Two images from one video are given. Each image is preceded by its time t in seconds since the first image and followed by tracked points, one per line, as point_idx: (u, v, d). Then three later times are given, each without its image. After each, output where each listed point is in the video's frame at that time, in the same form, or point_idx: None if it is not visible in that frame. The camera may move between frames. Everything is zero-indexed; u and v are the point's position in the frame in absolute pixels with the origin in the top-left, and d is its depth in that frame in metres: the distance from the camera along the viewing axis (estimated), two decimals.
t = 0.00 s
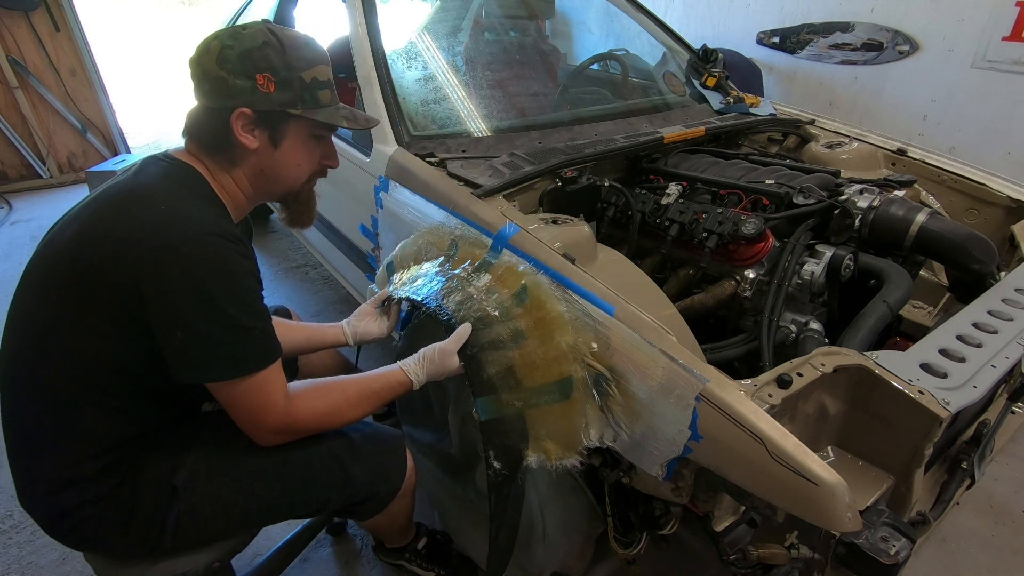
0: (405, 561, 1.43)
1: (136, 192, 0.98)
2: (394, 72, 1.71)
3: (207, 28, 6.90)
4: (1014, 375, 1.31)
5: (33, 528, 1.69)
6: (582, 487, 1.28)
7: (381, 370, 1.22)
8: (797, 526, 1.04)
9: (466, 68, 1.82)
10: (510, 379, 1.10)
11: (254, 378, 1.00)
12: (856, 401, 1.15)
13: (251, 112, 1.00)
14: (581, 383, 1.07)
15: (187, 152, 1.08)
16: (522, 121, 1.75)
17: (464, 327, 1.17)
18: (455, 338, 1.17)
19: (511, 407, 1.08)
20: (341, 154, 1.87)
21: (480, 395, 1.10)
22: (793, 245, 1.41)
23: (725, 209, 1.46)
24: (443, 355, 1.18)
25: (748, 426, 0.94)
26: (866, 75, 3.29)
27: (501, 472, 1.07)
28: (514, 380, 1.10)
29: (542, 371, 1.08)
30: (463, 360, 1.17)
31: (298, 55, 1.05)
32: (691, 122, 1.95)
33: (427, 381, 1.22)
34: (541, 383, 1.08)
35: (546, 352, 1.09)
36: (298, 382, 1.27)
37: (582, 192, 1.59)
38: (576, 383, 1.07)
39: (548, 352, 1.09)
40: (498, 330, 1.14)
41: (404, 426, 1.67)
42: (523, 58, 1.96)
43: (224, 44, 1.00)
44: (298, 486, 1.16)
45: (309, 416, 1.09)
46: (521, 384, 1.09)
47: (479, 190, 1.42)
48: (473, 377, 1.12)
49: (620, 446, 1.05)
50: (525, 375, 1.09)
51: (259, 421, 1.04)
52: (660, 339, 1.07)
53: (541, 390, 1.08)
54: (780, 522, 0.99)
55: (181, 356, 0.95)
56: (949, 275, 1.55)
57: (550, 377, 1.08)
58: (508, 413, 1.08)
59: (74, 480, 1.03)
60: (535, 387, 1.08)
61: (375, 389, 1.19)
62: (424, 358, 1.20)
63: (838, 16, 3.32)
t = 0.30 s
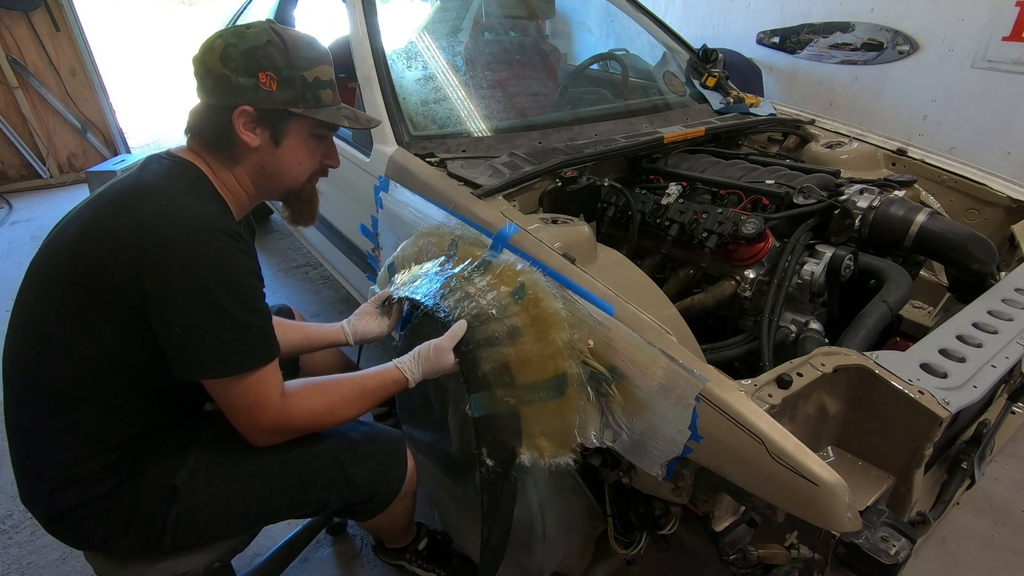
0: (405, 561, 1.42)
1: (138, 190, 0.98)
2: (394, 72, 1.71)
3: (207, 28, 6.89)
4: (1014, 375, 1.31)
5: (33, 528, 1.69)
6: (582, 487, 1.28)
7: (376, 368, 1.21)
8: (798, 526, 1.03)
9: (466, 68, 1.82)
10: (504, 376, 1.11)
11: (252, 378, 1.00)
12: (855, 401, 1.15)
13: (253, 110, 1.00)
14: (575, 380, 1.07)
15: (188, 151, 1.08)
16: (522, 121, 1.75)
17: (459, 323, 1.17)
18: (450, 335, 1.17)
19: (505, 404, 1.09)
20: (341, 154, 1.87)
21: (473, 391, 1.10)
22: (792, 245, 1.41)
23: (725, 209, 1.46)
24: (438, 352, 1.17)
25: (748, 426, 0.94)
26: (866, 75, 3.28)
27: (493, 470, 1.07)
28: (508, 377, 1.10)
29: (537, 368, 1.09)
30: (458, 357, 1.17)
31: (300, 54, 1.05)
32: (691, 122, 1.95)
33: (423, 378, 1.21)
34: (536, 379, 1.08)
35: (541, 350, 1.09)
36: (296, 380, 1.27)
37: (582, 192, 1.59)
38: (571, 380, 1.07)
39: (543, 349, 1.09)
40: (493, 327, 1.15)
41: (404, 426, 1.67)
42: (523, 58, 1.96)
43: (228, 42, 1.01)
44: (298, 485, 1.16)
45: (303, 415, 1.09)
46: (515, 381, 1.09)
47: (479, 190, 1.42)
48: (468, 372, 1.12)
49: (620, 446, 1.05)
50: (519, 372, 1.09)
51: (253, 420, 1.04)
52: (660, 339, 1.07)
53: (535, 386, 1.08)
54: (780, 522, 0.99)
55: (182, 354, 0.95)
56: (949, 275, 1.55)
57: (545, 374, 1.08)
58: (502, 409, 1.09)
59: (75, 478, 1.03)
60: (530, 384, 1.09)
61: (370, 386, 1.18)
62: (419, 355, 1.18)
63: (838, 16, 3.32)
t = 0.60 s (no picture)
0: (405, 561, 1.42)
1: (137, 188, 0.97)
2: (394, 72, 1.71)
3: (207, 27, 6.89)
4: (1014, 375, 1.31)
5: (33, 528, 1.69)
6: (582, 488, 1.28)
7: (368, 365, 1.21)
8: (797, 526, 1.03)
9: (466, 68, 1.82)
10: (495, 371, 1.10)
11: (243, 376, 0.99)
12: (856, 401, 1.15)
13: (251, 108, 1.00)
14: (566, 375, 1.06)
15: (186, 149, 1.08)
16: (522, 121, 1.75)
17: (453, 319, 1.17)
18: (442, 330, 1.17)
19: (494, 399, 1.09)
20: (341, 153, 1.87)
21: (463, 385, 1.11)
22: (792, 245, 1.41)
23: (725, 209, 1.46)
24: (429, 347, 1.17)
25: (748, 426, 0.94)
26: (866, 75, 3.28)
27: (481, 466, 1.09)
28: (499, 372, 1.10)
29: (528, 365, 1.08)
30: (450, 354, 1.17)
31: (299, 53, 1.05)
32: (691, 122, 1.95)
33: (415, 374, 1.22)
34: (525, 375, 1.08)
35: (534, 346, 1.08)
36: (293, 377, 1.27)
37: (582, 192, 1.59)
38: (562, 375, 1.06)
39: (536, 345, 1.08)
40: (486, 322, 1.14)
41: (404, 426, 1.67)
42: (523, 58, 1.96)
43: (227, 41, 1.00)
44: (299, 484, 1.17)
45: (293, 415, 1.07)
46: (506, 376, 1.09)
47: (479, 190, 1.42)
48: (460, 367, 1.13)
49: (620, 447, 1.04)
50: (509, 368, 1.09)
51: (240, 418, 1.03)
52: (660, 339, 1.07)
53: (524, 382, 1.08)
54: (780, 522, 0.99)
55: (180, 353, 0.95)
56: (949, 275, 1.55)
57: (536, 369, 1.08)
58: (491, 405, 1.09)
59: (75, 478, 1.03)
60: (518, 379, 1.08)
61: (362, 383, 1.18)
62: (411, 350, 1.19)
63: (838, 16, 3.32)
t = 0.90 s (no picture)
0: (405, 561, 1.43)
1: (136, 187, 0.97)
2: (394, 72, 1.71)
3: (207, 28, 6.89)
4: (1014, 375, 1.31)
5: (33, 528, 1.69)
6: (582, 488, 1.28)
7: (366, 363, 1.20)
8: (796, 526, 1.02)
9: (466, 68, 1.82)
10: (494, 370, 1.08)
11: (242, 374, 1.00)
12: (856, 401, 1.15)
13: (249, 106, 1.00)
14: (565, 376, 1.06)
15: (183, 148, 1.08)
16: (522, 122, 1.75)
17: (451, 317, 1.16)
18: (441, 328, 1.16)
19: (492, 398, 1.07)
20: (340, 153, 1.87)
21: (462, 383, 1.09)
22: (792, 245, 1.41)
23: (725, 209, 1.46)
24: (428, 345, 1.16)
25: (748, 426, 0.94)
26: (866, 75, 3.29)
27: (477, 464, 1.08)
28: (498, 370, 1.08)
29: (527, 365, 1.07)
30: (449, 350, 1.15)
31: (297, 52, 1.06)
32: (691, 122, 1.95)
33: (414, 372, 1.21)
34: (524, 375, 1.07)
35: (533, 346, 1.07)
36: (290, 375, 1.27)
37: (582, 192, 1.58)
38: (562, 375, 1.06)
39: (535, 345, 1.08)
40: (485, 321, 1.13)
41: (404, 426, 1.67)
42: (523, 58, 1.96)
43: (224, 38, 1.00)
44: (299, 483, 1.17)
45: (291, 414, 1.07)
46: (504, 375, 1.07)
47: (479, 190, 1.42)
48: (460, 366, 1.11)
49: (620, 446, 1.04)
50: (508, 367, 1.08)
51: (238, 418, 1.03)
52: (660, 339, 1.07)
53: (523, 381, 1.07)
54: (780, 522, 0.99)
55: (178, 353, 0.95)
56: (949, 275, 1.55)
57: (534, 369, 1.07)
58: (490, 403, 1.07)
59: (75, 477, 1.03)
60: (517, 379, 1.07)
61: (360, 381, 1.18)
62: (410, 348, 1.18)
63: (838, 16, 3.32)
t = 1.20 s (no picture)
0: (405, 561, 1.43)
1: (134, 187, 0.97)
2: (394, 72, 1.71)
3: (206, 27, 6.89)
4: (1014, 375, 1.31)
5: (33, 528, 1.69)
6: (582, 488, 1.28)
7: (364, 361, 1.20)
8: (797, 526, 1.03)
9: (466, 68, 1.82)
10: (493, 367, 1.08)
11: (240, 374, 1.00)
12: (856, 401, 1.14)
13: (253, 106, 1.00)
14: (565, 376, 1.06)
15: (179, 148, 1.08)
16: (522, 122, 1.75)
17: (450, 313, 1.16)
18: (440, 325, 1.15)
19: (491, 395, 1.07)
20: (340, 152, 1.88)
21: (461, 380, 1.09)
22: (792, 245, 1.41)
23: (725, 209, 1.46)
24: (426, 342, 1.16)
25: (748, 426, 0.94)
26: (866, 75, 3.28)
27: (472, 461, 1.07)
28: (497, 368, 1.08)
29: (526, 364, 1.07)
30: (449, 347, 1.15)
31: (299, 52, 1.06)
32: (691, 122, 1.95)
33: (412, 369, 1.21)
34: (523, 374, 1.07)
35: (533, 345, 1.07)
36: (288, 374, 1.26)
37: (582, 192, 1.58)
38: (562, 375, 1.06)
39: (536, 344, 1.08)
40: (484, 318, 1.12)
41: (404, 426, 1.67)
42: (523, 58, 1.96)
43: (227, 37, 1.00)
44: (299, 484, 1.17)
45: (289, 413, 1.07)
46: (504, 373, 1.07)
47: (479, 190, 1.42)
48: (458, 362, 1.11)
49: (620, 447, 1.04)
50: (508, 365, 1.08)
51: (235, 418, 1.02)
52: (660, 339, 1.07)
53: (523, 380, 1.07)
54: (780, 522, 0.99)
55: (176, 354, 0.95)
56: (949, 275, 1.55)
57: (534, 368, 1.07)
58: (489, 401, 1.07)
59: (75, 477, 1.03)
60: (517, 377, 1.07)
61: (358, 379, 1.18)
62: (409, 345, 1.18)
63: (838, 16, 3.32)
